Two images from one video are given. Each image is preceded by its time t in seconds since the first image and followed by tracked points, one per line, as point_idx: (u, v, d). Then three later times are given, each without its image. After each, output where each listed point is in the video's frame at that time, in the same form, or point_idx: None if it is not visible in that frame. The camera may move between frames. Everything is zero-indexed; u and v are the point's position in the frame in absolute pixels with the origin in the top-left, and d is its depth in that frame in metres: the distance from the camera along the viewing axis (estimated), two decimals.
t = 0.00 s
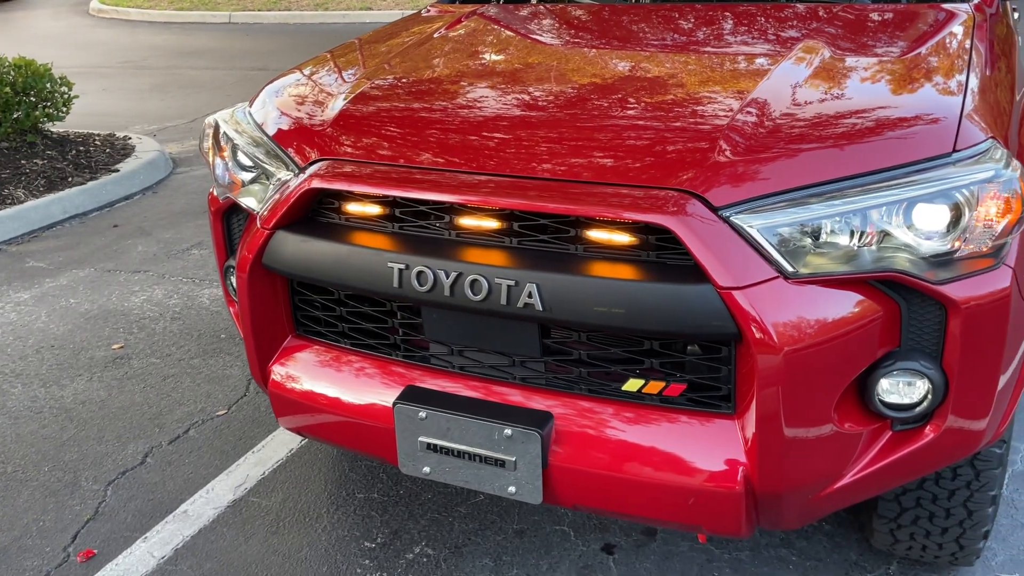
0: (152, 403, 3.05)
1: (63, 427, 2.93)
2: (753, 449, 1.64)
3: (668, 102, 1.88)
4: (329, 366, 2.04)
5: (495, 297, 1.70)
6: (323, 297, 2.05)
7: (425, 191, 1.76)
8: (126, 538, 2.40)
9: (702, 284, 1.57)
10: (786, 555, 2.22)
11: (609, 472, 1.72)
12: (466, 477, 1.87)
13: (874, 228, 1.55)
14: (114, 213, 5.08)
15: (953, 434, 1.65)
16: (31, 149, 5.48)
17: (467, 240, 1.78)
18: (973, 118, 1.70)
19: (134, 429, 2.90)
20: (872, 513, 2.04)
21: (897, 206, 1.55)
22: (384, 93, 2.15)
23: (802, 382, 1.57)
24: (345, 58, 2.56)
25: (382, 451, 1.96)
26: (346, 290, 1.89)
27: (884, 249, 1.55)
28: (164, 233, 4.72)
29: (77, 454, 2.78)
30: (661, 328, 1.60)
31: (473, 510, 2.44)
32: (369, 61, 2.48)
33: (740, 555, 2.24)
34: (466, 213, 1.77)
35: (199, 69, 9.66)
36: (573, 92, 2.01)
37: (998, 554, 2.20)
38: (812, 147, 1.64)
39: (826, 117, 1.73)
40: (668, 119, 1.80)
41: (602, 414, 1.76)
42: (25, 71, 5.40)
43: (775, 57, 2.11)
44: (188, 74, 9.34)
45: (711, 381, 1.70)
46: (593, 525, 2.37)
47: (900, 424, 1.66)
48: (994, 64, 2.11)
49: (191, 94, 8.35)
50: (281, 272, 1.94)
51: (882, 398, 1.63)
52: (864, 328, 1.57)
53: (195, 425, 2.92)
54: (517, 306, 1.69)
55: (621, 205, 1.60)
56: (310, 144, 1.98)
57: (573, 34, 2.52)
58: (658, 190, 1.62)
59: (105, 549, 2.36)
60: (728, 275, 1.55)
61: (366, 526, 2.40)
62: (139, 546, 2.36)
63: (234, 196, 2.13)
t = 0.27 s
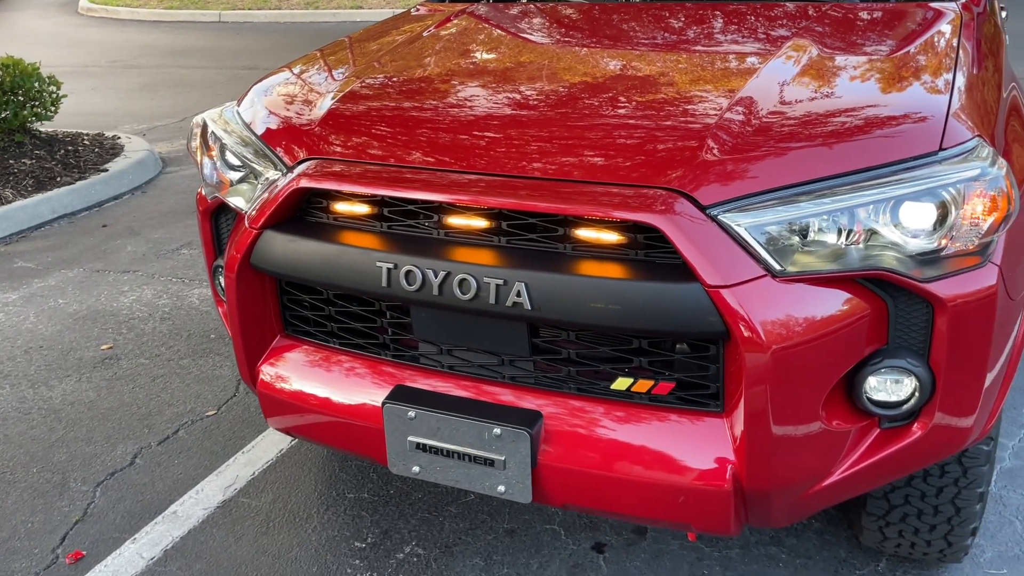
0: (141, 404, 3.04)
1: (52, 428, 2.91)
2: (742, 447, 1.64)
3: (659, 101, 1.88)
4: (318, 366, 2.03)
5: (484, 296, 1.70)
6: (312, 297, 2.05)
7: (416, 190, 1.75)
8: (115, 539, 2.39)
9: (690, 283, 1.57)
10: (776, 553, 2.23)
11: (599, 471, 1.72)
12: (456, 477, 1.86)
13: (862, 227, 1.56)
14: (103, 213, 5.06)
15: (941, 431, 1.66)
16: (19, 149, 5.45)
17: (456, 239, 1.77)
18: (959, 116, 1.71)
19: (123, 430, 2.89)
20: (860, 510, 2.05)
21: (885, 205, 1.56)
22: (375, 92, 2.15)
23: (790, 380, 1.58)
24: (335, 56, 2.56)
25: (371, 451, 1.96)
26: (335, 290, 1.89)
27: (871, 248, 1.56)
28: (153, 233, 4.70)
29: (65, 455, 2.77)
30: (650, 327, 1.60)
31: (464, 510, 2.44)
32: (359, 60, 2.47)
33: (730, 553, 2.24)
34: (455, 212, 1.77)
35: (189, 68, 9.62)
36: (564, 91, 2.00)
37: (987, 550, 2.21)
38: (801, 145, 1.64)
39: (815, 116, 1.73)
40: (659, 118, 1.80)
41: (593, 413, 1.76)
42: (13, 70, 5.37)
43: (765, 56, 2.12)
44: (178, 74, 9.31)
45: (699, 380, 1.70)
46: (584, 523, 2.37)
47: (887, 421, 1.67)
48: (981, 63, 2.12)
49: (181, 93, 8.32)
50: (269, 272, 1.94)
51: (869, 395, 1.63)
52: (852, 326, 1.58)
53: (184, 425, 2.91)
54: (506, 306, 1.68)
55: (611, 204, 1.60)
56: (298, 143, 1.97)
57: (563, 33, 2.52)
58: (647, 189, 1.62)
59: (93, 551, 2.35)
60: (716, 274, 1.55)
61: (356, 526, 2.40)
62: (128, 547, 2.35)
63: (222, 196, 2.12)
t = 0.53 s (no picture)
0: (133, 403, 3.03)
1: (43, 427, 2.90)
2: (734, 445, 1.65)
3: (652, 99, 1.88)
4: (310, 364, 2.03)
5: (477, 294, 1.69)
6: (304, 295, 2.04)
7: (408, 188, 1.75)
8: (107, 538, 2.38)
9: (683, 280, 1.57)
10: (769, 550, 2.23)
11: (592, 469, 1.72)
12: (449, 475, 1.86)
13: (854, 224, 1.56)
14: (95, 211, 5.04)
15: (932, 428, 1.66)
16: (10, 147, 5.43)
17: (449, 237, 1.77)
18: (951, 114, 1.71)
19: (115, 429, 2.88)
20: (853, 507, 2.06)
21: (877, 202, 1.56)
22: (368, 89, 2.14)
23: (782, 377, 1.58)
24: (328, 54, 2.55)
25: (364, 450, 1.96)
26: (327, 288, 1.88)
27: (863, 245, 1.56)
28: (145, 231, 4.68)
29: (57, 454, 2.76)
30: (643, 324, 1.60)
31: (457, 508, 2.44)
32: (352, 57, 2.46)
33: (723, 551, 2.24)
34: (448, 210, 1.77)
35: (181, 66, 9.59)
36: (557, 89, 2.00)
37: (978, 547, 2.22)
38: (793, 143, 1.65)
39: (808, 113, 1.73)
40: (652, 115, 1.80)
41: (586, 410, 1.76)
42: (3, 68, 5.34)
43: (758, 54, 2.12)
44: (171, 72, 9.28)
45: (692, 377, 1.71)
46: (577, 521, 2.37)
47: (879, 418, 1.67)
48: (972, 61, 2.13)
49: (173, 91, 8.29)
50: (262, 270, 1.93)
51: (861, 392, 1.64)
52: (844, 323, 1.58)
53: (176, 424, 2.90)
54: (499, 304, 1.68)
55: (604, 201, 1.60)
56: (291, 141, 1.97)
57: (556, 31, 2.51)
58: (640, 187, 1.62)
59: (85, 550, 2.34)
60: (708, 271, 1.55)
61: (349, 525, 2.39)
62: (120, 546, 2.34)
63: (214, 194, 2.11)
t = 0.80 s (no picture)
0: (131, 400, 3.03)
1: (41, 425, 2.90)
2: (732, 442, 1.65)
3: (648, 97, 1.89)
4: (309, 362, 2.03)
5: (476, 292, 1.70)
6: (303, 293, 2.05)
7: (406, 186, 1.75)
8: (105, 535, 2.38)
9: (681, 278, 1.58)
10: (766, 547, 2.24)
11: (590, 466, 1.73)
12: (448, 472, 1.87)
13: (851, 223, 1.57)
14: (91, 209, 5.03)
15: (929, 425, 1.67)
16: (6, 145, 5.42)
17: (448, 235, 1.78)
18: (947, 113, 1.72)
19: (113, 426, 2.88)
20: (849, 504, 2.07)
21: (874, 201, 1.57)
22: (365, 87, 2.14)
23: (780, 375, 1.59)
24: (324, 52, 2.55)
25: (363, 447, 1.96)
26: (326, 286, 1.89)
27: (861, 243, 1.57)
28: (142, 229, 4.68)
29: (55, 452, 2.76)
30: (641, 322, 1.60)
31: (454, 505, 2.44)
32: (348, 56, 2.46)
33: (720, 548, 2.25)
34: (447, 208, 1.77)
35: (177, 64, 9.57)
36: (554, 87, 2.01)
37: (974, 544, 2.23)
38: (790, 142, 1.65)
39: (804, 112, 1.74)
40: (649, 114, 1.80)
41: (584, 408, 1.77)
42: None
43: (754, 53, 2.13)
44: (166, 69, 9.26)
45: (690, 375, 1.71)
46: (575, 519, 2.38)
47: (876, 416, 1.68)
48: (967, 61, 2.14)
49: (169, 89, 8.28)
50: (261, 268, 1.93)
51: (858, 390, 1.65)
52: (841, 321, 1.59)
53: (174, 422, 2.90)
54: (498, 301, 1.69)
55: (602, 200, 1.60)
56: (289, 139, 1.97)
57: (553, 29, 2.52)
58: (637, 185, 1.62)
59: (83, 548, 2.34)
60: (707, 270, 1.56)
61: (347, 522, 2.40)
62: (118, 544, 2.34)
63: (213, 191, 2.12)
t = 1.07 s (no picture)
0: (128, 397, 3.03)
1: (38, 422, 2.90)
2: (728, 440, 1.66)
3: (645, 96, 1.89)
4: (307, 359, 2.04)
5: (473, 290, 1.71)
6: (301, 291, 2.05)
7: (404, 184, 1.76)
8: (103, 532, 2.39)
9: (678, 277, 1.59)
10: (761, 545, 2.25)
11: (587, 463, 1.73)
12: (445, 469, 1.88)
13: (847, 222, 1.58)
14: (88, 206, 5.03)
15: (924, 423, 1.68)
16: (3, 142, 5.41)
17: (445, 233, 1.78)
18: (943, 113, 1.73)
19: (110, 423, 2.88)
20: (845, 502, 2.08)
21: (870, 200, 1.58)
22: (363, 86, 2.15)
23: (775, 373, 1.60)
24: (323, 50, 2.55)
25: (360, 444, 1.97)
26: (324, 283, 1.89)
27: (856, 242, 1.58)
28: (139, 226, 4.68)
29: (52, 449, 2.76)
30: (638, 320, 1.61)
31: (452, 503, 2.45)
32: (346, 53, 2.47)
33: (716, 545, 2.26)
34: (444, 206, 1.78)
35: (174, 61, 9.56)
36: (552, 86, 2.01)
37: (968, 541, 2.25)
38: (786, 141, 1.66)
39: (801, 111, 1.75)
40: (646, 113, 1.81)
41: (580, 405, 1.77)
42: None
43: (751, 52, 2.13)
44: (164, 66, 9.25)
45: (687, 373, 1.72)
46: (571, 516, 2.39)
47: (872, 414, 1.69)
48: (963, 60, 2.15)
49: (166, 86, 8.27)
50: (259, 266, 1.94)
51: (854, 388, 1.66)
52: (836, 320, 1.59)
53: (172, 419, 2.90)
54: (495, 299, 1.69)
55: (599, 199, 1.61)
56: (287, 137, 1.97)
57: (551, 28, 2.52)
58: (634, 184, 1.63)
59: (81, 544, 2.34)
60: (703, 268, 1.56)
61: (344, 519, 2.40)
62: (116, 540, 2.35)
63: (211, 189, 2.12)
